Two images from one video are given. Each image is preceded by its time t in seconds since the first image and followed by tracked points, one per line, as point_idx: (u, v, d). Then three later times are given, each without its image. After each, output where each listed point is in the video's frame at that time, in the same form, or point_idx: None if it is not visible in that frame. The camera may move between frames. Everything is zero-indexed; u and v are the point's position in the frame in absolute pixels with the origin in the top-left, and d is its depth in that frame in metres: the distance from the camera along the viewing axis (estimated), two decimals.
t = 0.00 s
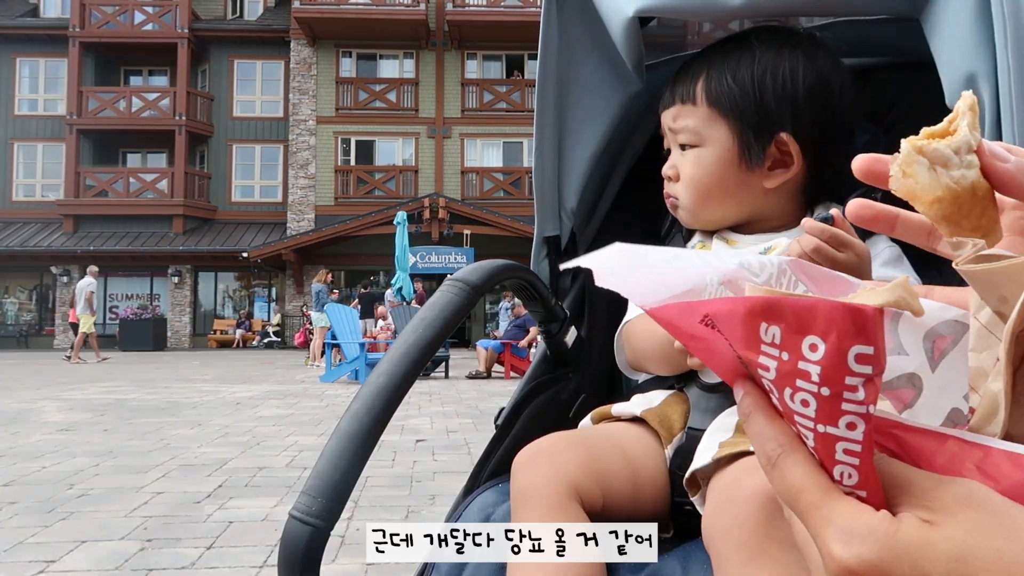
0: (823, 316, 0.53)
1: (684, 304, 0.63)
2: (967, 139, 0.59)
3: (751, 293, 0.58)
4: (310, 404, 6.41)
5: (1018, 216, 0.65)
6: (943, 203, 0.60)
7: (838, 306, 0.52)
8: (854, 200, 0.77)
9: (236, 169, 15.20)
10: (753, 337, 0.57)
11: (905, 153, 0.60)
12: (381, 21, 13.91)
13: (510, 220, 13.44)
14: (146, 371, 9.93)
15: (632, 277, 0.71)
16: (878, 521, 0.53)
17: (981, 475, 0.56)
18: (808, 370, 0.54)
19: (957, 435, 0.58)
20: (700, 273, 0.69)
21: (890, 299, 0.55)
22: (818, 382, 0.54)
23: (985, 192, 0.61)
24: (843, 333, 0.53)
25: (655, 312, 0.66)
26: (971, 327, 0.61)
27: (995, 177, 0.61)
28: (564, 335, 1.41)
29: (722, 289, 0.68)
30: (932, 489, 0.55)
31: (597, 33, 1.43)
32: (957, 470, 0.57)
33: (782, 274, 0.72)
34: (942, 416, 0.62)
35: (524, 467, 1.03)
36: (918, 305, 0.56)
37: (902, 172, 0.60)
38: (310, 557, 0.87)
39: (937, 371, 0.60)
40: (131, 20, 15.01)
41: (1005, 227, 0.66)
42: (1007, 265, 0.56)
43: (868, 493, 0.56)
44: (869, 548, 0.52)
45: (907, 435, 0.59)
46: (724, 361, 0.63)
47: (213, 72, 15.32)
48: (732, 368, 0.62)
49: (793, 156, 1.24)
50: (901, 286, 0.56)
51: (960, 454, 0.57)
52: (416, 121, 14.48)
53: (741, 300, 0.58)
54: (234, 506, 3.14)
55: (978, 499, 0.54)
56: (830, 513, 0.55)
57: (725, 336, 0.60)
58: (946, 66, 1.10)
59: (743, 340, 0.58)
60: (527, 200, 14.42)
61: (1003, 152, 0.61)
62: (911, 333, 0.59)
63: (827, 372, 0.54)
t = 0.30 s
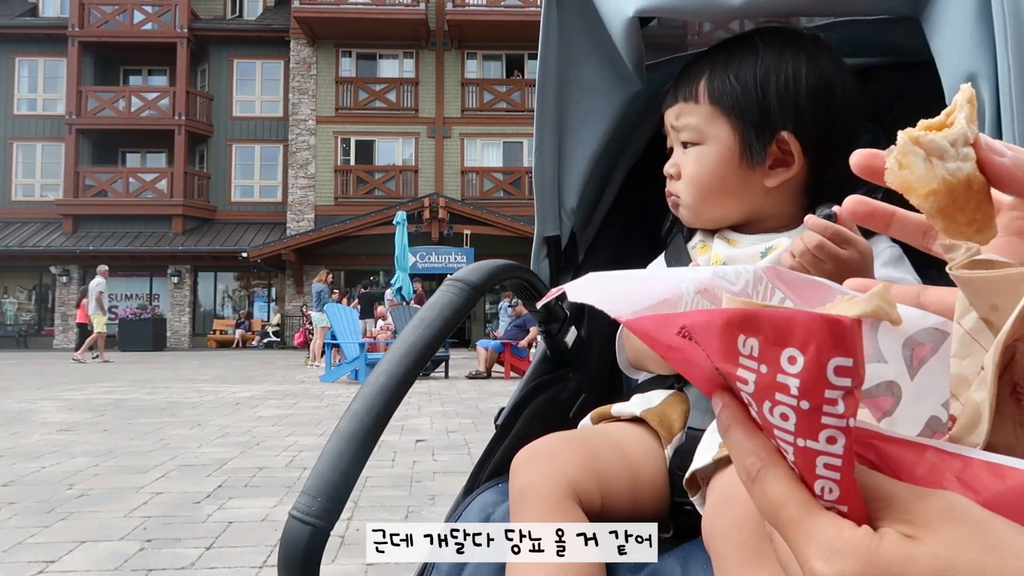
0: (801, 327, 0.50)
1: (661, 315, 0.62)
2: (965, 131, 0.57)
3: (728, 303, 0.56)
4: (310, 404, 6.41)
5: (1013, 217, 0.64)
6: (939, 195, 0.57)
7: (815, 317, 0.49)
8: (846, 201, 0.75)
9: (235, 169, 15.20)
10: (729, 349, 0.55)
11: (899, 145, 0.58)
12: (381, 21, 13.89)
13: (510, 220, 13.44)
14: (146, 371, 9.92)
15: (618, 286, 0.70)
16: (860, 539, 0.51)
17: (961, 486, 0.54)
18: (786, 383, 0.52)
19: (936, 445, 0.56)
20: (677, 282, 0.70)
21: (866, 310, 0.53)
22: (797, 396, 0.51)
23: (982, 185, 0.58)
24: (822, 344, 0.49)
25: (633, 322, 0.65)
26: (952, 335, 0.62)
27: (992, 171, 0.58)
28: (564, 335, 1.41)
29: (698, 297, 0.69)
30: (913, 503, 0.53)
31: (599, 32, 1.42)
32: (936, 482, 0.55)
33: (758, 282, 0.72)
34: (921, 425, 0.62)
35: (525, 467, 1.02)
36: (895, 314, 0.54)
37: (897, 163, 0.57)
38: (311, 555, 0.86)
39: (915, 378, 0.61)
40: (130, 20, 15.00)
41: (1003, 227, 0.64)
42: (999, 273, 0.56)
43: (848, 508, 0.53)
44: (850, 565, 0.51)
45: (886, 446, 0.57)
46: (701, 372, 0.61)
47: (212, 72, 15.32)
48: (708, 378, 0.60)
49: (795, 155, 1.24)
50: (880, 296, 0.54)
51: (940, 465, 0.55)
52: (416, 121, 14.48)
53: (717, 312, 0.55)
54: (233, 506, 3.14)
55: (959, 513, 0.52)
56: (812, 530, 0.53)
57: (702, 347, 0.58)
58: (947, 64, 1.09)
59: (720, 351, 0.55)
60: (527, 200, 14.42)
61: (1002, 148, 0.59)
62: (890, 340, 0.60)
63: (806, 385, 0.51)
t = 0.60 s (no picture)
0: (788, 358, 0.48)
1: (654, 345, 0.59)
2: (923, 160, 0.57)
3: (719, 335, 0.54)
4: (310, 404, 6.41)
5: (985, 240, 0.63)
6: (901, 220, 0.58)
7: (800, 348, 0.48)
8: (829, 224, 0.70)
9: (235, 169, 15.20)
10: (720, 378, 0.53)
11: (861, 172, 0.59)
12: (381, 21, 13.87)
13: (510, 220, 13.45)
14: (146, 371, 9.92)
15: (602, 318, 0.62)
16: (851, 560, 0.52)
17: (950, 508, 0.54)
18: (777, 411, 0.51)
19: (925, 467, 0.55)
20: (669, 309, 0.64)
21: (852, 339, 0.51)
22: (786, 423, 0.51)
23: (943, 211, 0.57)
24: (808, 373, 0.48)
25: (623, 354, 0.61)
26: (938, 359, 0.60)
27: (951, 198, 0.57)
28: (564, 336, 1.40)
29: (692, 327, 0.64)
30: (902, 525, 0.54)
31: (597, 31, 1.42)
32: (925, 504, 0.55)
33: (752, 308, 0.68)
34: (910, 448, 0.61)
35: (524, 469, 1.02)
36: (881, 340, 0.53)
37: (860, 192, 0.59)
38: (311, 555, 0.86)
39: (906, 403, 0.60)
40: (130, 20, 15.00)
41: (973, 250, 0.64)
42: (968, 297, 0.53)
43: (841, 531, 0.54)
44: None
45: (874, 469, 0.57)
46: (693, 400, 0.59)
47: (212, 72, 15.33)
48: (701, 406, 0.59)
49: (790, 156, 1.24)
50: (864, 323, 0.52)
51: (930, 487, 0.55)
52: (416, 121, 14.48)
53: (708, 341, 0.53)
54: (234, 507, 3.14)
55: (947, 535, 0.52)
56: (806, 553, 0.54)
57: (693, 377, 0.56)
58: (947, 64, 1.08)
59: (711, 380, 0.54)
60: (527, 200, 14.42)
61: (963, 173, 0.57)
62: (874, 364, 0.59)
63: (796, 414, 0.50)
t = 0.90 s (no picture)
0: (795, 365, 0.51)
1: (659, 351, 0.61)
2: (940, 160, 0.56)
3: (726, 343, 0.55)
4: (310, 404, 6.41)
5: (993, 238, 0.63)
6: (917, 221, 0.57)
7: (808, 355, 0.50)
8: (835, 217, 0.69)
9: (235, 169, 15.21)
10: (726, 385, 0.54)
11: (879, 172, 0.59)
12: (382, 21, 13.88)
13: (510, 220, 13.45)
14: (146, 371, 9.92)
15: (606, 330, 0.71)
16: (856, 564, 0.53)
17: (950, 514, 0.55)
18: (782, 418, 0.52)
19: (924, 474, 0.56)
20: (674, 319, 0.76)
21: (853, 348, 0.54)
22: (791, 430, 0.52)
23: (959, 211, 0.57)
24: (814, 381, 0.50)
25: (631, 363, 0.64)
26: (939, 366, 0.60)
27: (969, 197, 0.57)
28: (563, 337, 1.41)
29: (693, 334, 0.76)
30: (904, 530, 0.55)
31: (597, 32, 1.43)
32: (926, 510, 0.55)
33: (751, 318, 0.80)
34: (909, 454, 0.61)
35: (525, 468, 1.03)
36: (882, 351, 0.55)
37: (876, 192, 0.59)
38: (311, 555, 0.87)
39: (902, 411, 0.60)
40: (131, 20, 15.00)
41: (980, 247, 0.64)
42: (974, 307, 0.54)
43: (844, 536, 0.55)
44: None
45: (876, 475, 0.57)
46: (697, 408, 0.60)
47: (212, 72, 15.33)
48: (705, 414, 0.60)
49: (788, 156, 1.24)
50: (867, 332, 0.54)
51: (929, 494, 0.56)
52: (416, 121, 14.49)
53: (714, 348, 0.54)
54: (234, 506, 3.14)
55: (949, 540, 0.53)
56: (810, 558, 0.54)
57: (697, 384, 0.57)
58: (947, 65, 1.09)
59: (716, 388, 0.54)
60: (527, 200, 14.42)
61: (981, 172, 0.57)
62: (873, 373, 0.59)
63: (801, 420, 0.51)
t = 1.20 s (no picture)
0: (799, 363, 0.51)
1: (660, 350, 0.61)
2: (940, 168, 0.58)
3: (727, 339, 0.56)
4: (310, 404, 6.41)
5: (990, 243, 0.64)
6: (919, 229, 0.58)
7: (811, 353, 0.50)
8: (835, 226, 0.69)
9: (235, 169, 15.21)
10: (728, 383, 0.54)
11: (878, 184, 0.59)
12: (382, 21, 13.88)
13: (510, 220, 13.45)
14: (146, 371, 9.91)
15: (605, 326, 0.72)
16: (856, 562, 0.53)
17: (950, 514, 0.55)
18: (784, 416, 0.52)
19: (923, 475, 0.56)
20: (675, 317, 0.76)
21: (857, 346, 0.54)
22: (794, 428, 0.52)
23: (960, 219, 0.58)
24: (816, 379, 0.50)
25: (631, 356, 0.64)
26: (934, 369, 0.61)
27: (968, 204, 0.58)
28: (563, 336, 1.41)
29: (695, 332, 0.76)
30: (903, 529, 0.55)
31: (597, 32, 1.42)
32: (924, 510, 0.55)
33: (750, 318, 0.81)
34: (904, 455, 0.61)
35: (524, 469, 1.03)
36: (883, 350, 0.55)
37: (877, 202, 0.59)
38: (311, 556, 0.87)
39: (901, 408, 0.61)
40: (131, 20, 14.99)
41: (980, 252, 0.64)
42: (973, 310, 0.55)
43: (844, 534, 0.55)
44: None
45: (874, 476, 0.57)
46: (697, 405, 0.60)
47: (212, 72, 15.32)
48: (704, 411, 0.60)
49: (783, 158, 1.24)
50: (868, 332, 0.55)
51: (928, 493, 0.56)
52: (416, 121, 14.49)
53: (717, 346, 0.55)
54: (234, 506, 3.14)
55: (947, 538, 0.53)
56: (810, 556, 0.55)
57: (699, 380, 0.57)
58: (945, 65, 1.09)
59: (718, 385, 0.55)
60: (527, 200, 14.42)
61: (980, 178, 0.58)
62: (870, 374, 0.59)
63: (804, 418, 0.51)
